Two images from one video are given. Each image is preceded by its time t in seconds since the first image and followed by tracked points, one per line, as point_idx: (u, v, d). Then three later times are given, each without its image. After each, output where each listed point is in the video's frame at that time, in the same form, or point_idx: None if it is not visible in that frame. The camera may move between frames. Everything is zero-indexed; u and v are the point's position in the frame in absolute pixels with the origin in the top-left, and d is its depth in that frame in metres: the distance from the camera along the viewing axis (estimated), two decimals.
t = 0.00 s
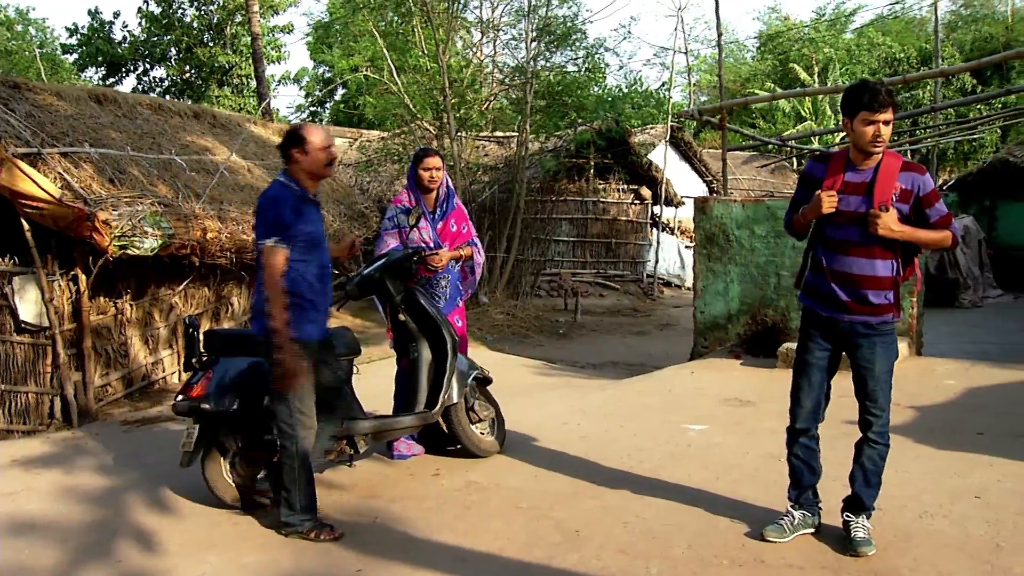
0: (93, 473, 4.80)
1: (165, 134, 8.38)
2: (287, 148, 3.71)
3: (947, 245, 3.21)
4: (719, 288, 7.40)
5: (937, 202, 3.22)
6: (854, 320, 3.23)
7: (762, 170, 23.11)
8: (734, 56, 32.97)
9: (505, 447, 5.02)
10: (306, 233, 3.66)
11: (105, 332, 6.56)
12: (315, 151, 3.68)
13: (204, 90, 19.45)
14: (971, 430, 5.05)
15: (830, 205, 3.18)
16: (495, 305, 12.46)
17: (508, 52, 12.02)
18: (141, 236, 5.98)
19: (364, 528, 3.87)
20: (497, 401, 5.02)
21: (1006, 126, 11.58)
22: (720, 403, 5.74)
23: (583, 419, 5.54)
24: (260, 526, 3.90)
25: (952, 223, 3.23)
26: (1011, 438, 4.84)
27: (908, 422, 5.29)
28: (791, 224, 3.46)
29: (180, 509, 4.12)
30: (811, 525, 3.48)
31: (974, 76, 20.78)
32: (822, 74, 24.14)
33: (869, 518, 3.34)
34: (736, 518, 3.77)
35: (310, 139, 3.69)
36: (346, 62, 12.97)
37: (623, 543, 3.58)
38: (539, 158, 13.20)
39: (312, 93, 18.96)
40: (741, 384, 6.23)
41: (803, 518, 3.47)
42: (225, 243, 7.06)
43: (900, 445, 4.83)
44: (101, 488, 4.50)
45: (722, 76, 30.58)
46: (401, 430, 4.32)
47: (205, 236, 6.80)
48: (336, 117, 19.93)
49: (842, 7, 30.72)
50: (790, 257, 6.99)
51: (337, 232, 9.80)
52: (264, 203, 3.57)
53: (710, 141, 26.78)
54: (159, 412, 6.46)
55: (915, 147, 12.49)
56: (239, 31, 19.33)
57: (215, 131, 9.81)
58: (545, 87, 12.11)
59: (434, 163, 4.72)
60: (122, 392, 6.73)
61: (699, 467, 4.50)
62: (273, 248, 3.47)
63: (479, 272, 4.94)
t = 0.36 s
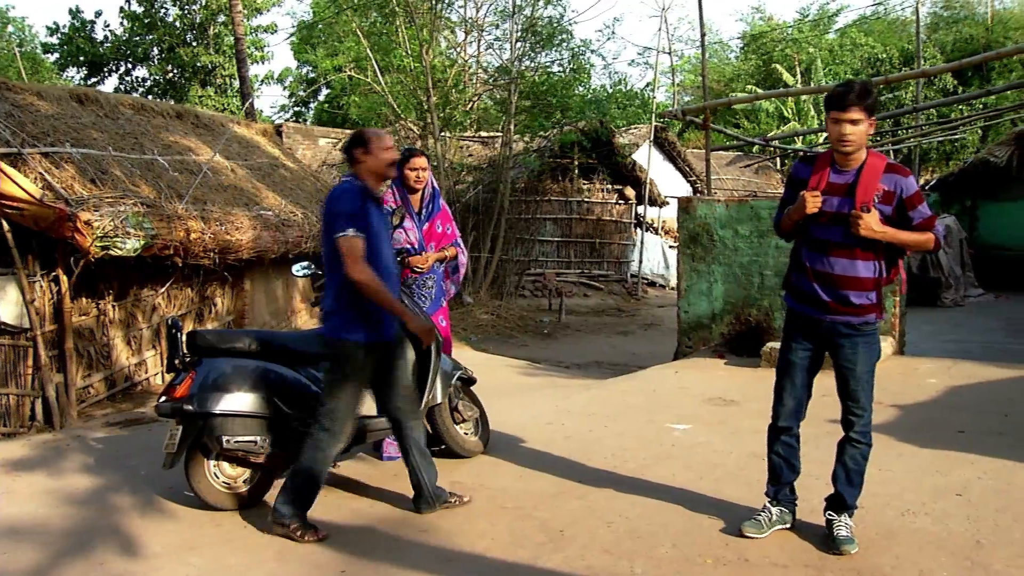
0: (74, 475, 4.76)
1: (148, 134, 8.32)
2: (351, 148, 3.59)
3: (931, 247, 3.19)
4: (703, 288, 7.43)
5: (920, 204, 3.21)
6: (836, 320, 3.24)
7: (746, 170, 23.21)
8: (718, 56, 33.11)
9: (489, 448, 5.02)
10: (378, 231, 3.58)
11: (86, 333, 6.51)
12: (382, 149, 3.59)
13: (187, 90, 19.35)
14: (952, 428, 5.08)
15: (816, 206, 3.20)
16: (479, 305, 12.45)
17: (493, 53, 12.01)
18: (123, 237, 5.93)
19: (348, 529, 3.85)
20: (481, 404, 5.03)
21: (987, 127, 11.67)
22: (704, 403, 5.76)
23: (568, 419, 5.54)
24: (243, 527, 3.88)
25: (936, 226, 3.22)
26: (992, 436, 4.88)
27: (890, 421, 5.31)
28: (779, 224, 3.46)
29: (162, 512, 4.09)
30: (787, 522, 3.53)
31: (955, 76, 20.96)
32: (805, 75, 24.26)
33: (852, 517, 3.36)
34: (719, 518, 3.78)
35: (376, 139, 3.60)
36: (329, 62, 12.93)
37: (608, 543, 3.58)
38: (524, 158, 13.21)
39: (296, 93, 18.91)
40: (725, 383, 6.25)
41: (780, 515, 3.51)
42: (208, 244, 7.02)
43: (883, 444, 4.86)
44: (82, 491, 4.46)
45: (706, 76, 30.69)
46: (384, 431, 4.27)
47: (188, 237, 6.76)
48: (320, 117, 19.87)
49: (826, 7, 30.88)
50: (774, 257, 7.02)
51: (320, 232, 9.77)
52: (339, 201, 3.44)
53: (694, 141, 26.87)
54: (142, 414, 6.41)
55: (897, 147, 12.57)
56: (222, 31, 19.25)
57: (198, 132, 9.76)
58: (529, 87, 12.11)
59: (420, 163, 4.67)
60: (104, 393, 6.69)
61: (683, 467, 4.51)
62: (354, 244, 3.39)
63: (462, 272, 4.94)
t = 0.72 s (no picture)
0: (56, 478, 4.72)
1: (131, 135, 8.28)
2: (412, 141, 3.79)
3: (901, 243, 3.14)
4: (688, 288, 7.45)
5: (891, 200, 3.17)
6: (807, 318, 3.25)
7: (731, 170, 23.31)
8: (702, 56, 33.24)
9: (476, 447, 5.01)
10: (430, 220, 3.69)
11: (69, 334, 6.46)
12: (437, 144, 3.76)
13: (171, 90, 19.24)
14: (935, 427, 5.12)
15: (781, 204, 3.26)
16: (465, 305, 12.44)
17: (478, 53, 12.01)
18: (106, 237, 5.88)
19: (333, 530, 3.84)
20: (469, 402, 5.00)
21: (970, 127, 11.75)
22: (689, 403, 5.77)
23: (553, 419, 5.55)
24: (227, 529, 3.86)
25: (908, 222, 3.16)
26: (974, 434, 4.92)
27: (874, 420, 5.34)
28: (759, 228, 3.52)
29: (145, 514, 4.06)
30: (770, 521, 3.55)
31: (938, 77, 21.13)
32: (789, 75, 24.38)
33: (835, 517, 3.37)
34: (703, 517, 3.78)
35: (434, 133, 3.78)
36: (314, 62, 12.89)
37: (593, 543, 3.58)
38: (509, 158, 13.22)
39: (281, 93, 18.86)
40: (710, 383, 6.26)
41: (764, 514, 3.52)
42: (192, 245, 6.99)
43: (866, 443, 4.88)
44: (63, 494, 4.42)
45: (691, 76, 30.81)
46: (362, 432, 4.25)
47: (172, 238, 6.72)
48: (305, 117, 19.82)
49: (810, 8, 31.04)
50: (758, 257, 7.05)
51: (304, 233, 9.75)
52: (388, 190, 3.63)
53: (679, 141, 26.95)
54: (126, 416, 6.37)
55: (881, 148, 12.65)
56: (206, 31, 19.19)
57: (182, 132, 9.71)
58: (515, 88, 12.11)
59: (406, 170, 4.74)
60: (88, 395, 6.64)
61: (667, 466, 4.52)
62: (390, 234, 3.54)
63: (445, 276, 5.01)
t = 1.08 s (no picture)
0: (39, 480, 4.69)
1: (116, 135, 8.24)
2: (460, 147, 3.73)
3: (869, 240, 3.11)
4: (674, 287, 7.46)
5: (860, 197, 3.16)
6: (780, 316, 3.29)
7: (717, 171, 23.39)
8: (688, 56, 33.35)
9: (464, 448, 4.99)
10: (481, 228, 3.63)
11: (53, 335, 6.42)
12: (488, 149, 3.68)
13: (156, 90, 19.16)
14: (919, 425, 5.15)
15: (752, 204, 3.32)
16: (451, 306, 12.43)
17: (465, 54, 12.00)
18: (91, 238, 5.83)
19: (318, 531, 3.83)
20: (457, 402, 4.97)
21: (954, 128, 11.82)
22: (675, 403, 5.78)
23: (540, 420, 5.54)
24: (213, 531, 3.84)
25: (878, 219, 3.13)
26: (959, 433, 4.95)
27: (859, 419, 5.36)
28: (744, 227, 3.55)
29: (129, 517, 4.04)
30: (755, 520, 3.56)
31: (922, 78, 21.28)
32: (775, 76, 24.49)
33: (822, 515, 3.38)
34: (689, 517, 3.79)
35: (484, 137, 3.68)
36: (300, 62, 12.85)
37: (579, 543, 3.58)
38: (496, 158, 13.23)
39: (266, 94, 18.80)
40: (696, 383, 6.28)
41: (749, 513, 3.54)
42: (177, 245, 6.96)
43: (851, 442, 4.90)
44: (45, 497, 4.39)
45: (677, 77, 30.90)
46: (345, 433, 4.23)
47: (157, 238, 6.69)
48: (291, 118, 19.76)
49: (795, 9, 31.19)
50: (744, 258, 7.07)
51: (290, 234, 9.72)
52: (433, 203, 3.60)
53: (665, 141, 27.03)
54: (110, 417, 6.33)
55: (865, 148, 12.72)
56: (191, 31, 19.11)
57: (167, 133, 9.66)
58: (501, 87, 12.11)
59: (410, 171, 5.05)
60: (71, 397, 6.59)
61: (653, 466, 4.52)
62: (439, 247, 3.50)
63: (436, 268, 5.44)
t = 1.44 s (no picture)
0: (23, 482, 4.66)
1: (102, 135, 8.20)
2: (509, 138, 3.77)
3: (848, 240, 3.13)
4: (661, 287, 7.47)
5: (839, 196, 3.17)
6: (761, 316, 3.30)
7: (704, 171, 23.45)
8: (676, 56, 33.44)
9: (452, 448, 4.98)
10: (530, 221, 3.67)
11: (38, 337, 6.39)
12: (540, 140, 3.73)
13: (141, 90, 19.08)
14: (906, 425, 5.17)
15: (733, 203, 3.34)
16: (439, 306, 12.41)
17: (452, 54, 11.98)
18: (77, 238, 5.80)
19: (306, 532, 3.82)
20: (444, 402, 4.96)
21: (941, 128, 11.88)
22: (663, 403, 5.79)
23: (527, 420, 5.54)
24: (200, 533, 3.82)
25: (858, 219, 3.15)
26: (945, 432, 4.97)
27: (845, 418, 5.38)
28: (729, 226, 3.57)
29: (114, 518, 4.01)
30: (743, 519, 3.57)
31: (908, 78, 21.39)
32: (762, 76, 24.57)
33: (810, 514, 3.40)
34: (677, 517, 3.80)
35: (534, 129, 3.73)
36: (287, 62, 12.82)
37: (566, 543, 3.58)
38: (484, 159, 13.24)
39: (253, 94, 18.74)
40: (684, 382, 6.29)
41: (736, 513, 3.55)
42: (164, 246, 6.92)
43: (838, 441, 4.92)
44: (29, 499, 4.35)
45: (664, 77, 30.98)
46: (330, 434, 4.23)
47: (143, 239, 6.65)
48: (278, 118, 19.70)
49: (782, 9, 31.31)
50: (731, 257, 7.09)
51: (277, 234, 9.69)
52: (487, 193, 3.64)
53: (653, 141, 27.09)
54: (96, 419, 6.30)
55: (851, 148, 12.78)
56: (178, 30, 19.04)
57: (153, 133, 9.62)
58: (488, 87, 12.10)
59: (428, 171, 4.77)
60: (57, 398, 6.55)
61: (641, 466, 4.53)
62: (502, 239, 3.56)
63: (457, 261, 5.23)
